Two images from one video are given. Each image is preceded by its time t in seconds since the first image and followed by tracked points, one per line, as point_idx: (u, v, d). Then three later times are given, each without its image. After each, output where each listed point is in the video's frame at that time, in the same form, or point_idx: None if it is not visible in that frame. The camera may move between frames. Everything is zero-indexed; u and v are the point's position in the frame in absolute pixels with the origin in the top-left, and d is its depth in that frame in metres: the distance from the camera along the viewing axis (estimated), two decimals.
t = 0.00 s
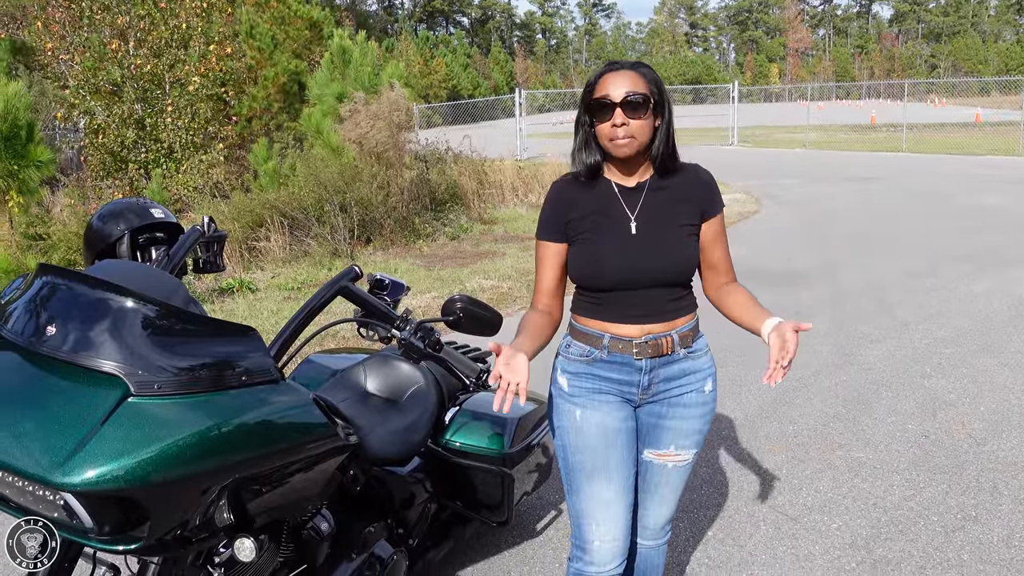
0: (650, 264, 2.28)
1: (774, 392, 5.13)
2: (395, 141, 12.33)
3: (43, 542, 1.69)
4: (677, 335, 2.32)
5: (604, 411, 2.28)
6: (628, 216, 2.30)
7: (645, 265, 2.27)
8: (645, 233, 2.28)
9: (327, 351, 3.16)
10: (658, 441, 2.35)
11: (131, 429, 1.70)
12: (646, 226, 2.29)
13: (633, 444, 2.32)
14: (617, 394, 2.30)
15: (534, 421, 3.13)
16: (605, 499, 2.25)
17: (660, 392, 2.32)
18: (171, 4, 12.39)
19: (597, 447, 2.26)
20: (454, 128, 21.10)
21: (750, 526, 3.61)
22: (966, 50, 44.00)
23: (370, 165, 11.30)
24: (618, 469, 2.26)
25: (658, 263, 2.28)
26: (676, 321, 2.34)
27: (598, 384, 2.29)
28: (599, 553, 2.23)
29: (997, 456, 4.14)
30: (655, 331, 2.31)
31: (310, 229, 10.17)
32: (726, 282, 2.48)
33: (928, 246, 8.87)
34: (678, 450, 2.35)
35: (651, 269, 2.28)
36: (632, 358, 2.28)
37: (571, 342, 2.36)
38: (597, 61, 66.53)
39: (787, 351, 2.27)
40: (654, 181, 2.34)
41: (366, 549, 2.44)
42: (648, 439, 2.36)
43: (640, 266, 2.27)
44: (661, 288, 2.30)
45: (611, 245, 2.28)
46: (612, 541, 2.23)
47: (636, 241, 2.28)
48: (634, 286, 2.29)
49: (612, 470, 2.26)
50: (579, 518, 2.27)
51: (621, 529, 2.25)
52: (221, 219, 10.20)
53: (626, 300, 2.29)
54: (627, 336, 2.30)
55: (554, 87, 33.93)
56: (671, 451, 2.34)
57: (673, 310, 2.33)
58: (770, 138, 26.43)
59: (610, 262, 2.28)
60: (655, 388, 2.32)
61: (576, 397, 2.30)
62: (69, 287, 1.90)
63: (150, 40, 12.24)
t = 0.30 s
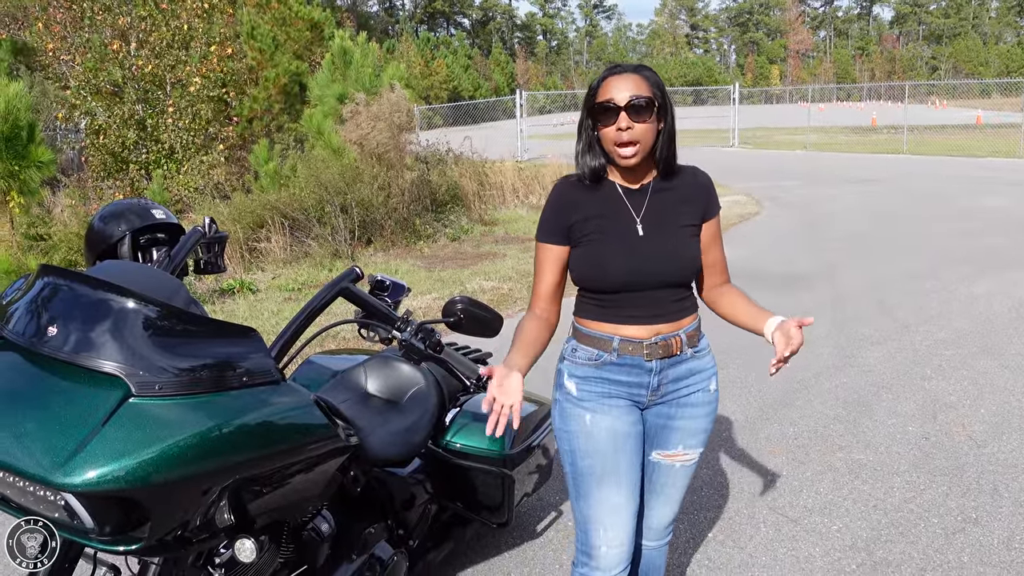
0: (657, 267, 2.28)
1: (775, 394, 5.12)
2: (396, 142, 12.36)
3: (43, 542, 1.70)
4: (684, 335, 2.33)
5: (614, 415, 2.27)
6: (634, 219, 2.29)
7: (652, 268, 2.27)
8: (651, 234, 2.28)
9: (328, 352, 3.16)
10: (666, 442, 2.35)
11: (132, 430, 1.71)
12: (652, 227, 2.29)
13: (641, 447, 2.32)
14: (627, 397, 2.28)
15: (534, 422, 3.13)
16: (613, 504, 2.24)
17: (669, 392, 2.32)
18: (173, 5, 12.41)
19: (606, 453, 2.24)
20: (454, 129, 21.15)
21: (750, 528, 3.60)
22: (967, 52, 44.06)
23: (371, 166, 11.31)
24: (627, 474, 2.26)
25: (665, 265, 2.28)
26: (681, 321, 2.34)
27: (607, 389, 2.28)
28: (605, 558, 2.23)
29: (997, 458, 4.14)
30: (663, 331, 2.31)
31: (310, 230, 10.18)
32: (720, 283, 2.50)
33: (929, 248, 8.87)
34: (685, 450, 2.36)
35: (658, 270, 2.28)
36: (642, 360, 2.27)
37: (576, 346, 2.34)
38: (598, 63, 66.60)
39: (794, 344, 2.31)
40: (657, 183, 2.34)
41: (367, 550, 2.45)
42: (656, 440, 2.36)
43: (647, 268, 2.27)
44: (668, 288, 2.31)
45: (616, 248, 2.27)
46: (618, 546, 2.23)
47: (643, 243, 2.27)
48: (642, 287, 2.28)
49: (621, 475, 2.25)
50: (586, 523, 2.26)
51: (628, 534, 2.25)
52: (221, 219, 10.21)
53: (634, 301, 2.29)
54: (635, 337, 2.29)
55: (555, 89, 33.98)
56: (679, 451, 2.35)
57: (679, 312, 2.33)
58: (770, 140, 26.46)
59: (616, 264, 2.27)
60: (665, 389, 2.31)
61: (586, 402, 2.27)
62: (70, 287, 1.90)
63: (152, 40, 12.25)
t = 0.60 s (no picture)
0: (660, 272, 2.27)
1: (775, 397, 5.12)
2: (396, 145, 12.39)
3: (44, 543, 1.67)
4: (686, 338, 2.36)
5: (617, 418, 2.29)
6: (636, 223, 2.28)
7: (654, 271, 2.26)
8: (653, 238, 2.28)
9: (329, 355, 3.15)
10: (668, 446, 2.37)
11: (134, 433, 1.71)
12: (655, 231, 2.28)
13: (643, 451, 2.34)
14: (629, 401, 2.32)
15: (534, 426, 3.13)
16: (617, 508, 2.25)
17: (671, 396, 2.35)
18: (173, 7, 12.40)
19: (609, 456, 2.25)
20: (454, 132, 21.16)
21: (750, 532, 3.61)
22: (967, 56, 44.12)
23: (371, 168, 11.32)
24: (629, 477, 2.27)
25: (667, 269, 2.28)
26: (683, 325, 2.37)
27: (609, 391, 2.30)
28: (610, 563, 2.23)
29: (997, 461, 4.14)
30: (665, 335, 2.33)
31: (310, 232, 10.19)
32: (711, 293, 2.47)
33: (929, 251, 8.88)
34: (688, 452, 2.38)
35: (659, 276, 2.28)
36: (645, 364, 2.30)
37: (579, 351, 2.35)
38: (598, 65, 66.66)
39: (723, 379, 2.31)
40: (658, 188, 2.35)
41: (366, 553, 2.45)
42: (658, 444, 2.38)
43: (650, 274, 2.27)
44: (670, 293, 2.31)
45: (619, 253, 2.25)
46: (623, 551, 2.23)
47: (645, 247, 2.26)
48: (645, 292, 2.28)
49: (624, 478, 2.26)
50: (590, 528, 2.27)
51: (632, 539, 2.25)
52: (221, 221, 10.22)
53: (637, 306, 2.29)
54: (637, 342, 2.30)
55: (555, 92, 34.00)
56: (682, 454, 2.37)
57: (679, 316, 2.35)
58: (770, 143, 26.48)
59: (619, 269, 2.25)
60: (666, 393, 2.35)
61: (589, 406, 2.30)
62: (72, 290, 1.90)
63: (152, 42, 12.25)
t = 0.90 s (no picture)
0: (653, 279, 2.26)
1: (773, 400, 5.13)
2: (394, 148, 12.41)
3: (44, 543, 1.68)
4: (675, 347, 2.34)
5: (603, 427, 2.27)
6: (630, 228, 2.26)
7: (648, 274, 2.24)
8: (647, 244, 2.26)
9: (326, 358, 3.14)
10: (657, 453, 2.35)
11: (130, 436, 1.70)
12: (649, 235, 2.27)
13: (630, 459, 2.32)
14: (616, 410, 2.29)
15: (533, 429, 3.13)
16: (601, 517, 2.23)
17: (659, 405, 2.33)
18: (171, 10, 12.39)
19: (594, 466, 2.24)
20: (453, 135, 21.17)
21: (748, 535, 3.60)
22: (964, 59, 44.27)
23: (370, 172, 11.32)
24: (615, 486, 2.25)
25: (661, 275, 2.27)
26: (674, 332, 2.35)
27: (597, 400, 2.27)
28: (592, 571, 2.22)
29: (995, 465, 4.15)
30: (654, 343, 2.30)
31: (308, 235, 10.19)
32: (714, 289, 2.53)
33: (926, 255, 8.89)
34: (676, 460, 2.36)
35: (653, 281, 2.26)
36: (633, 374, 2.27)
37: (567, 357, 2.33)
38: (595, 69, 66.74)
39: (712, 361, 2.27)
40: (650, 191, 2.34)
41: (363, 558, 2.45)
42: (647, 452, 2.36)
43: (643, 280, 2.25)
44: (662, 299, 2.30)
45: (614, 258, 2.23)
46: (606, 559, 2.22)
47: (639, 253, 2.24)
48: (639, 298, 2.26)
49: (609, 488, 2.24)
50: (573, 536, 2.25)
51: (616, 549, 2.24)
52: (219, 224, 10.20)
53: (630, 312, 2.27)
54: (626, 350, 2.28)
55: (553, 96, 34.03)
56: (670, 461, 2.35)
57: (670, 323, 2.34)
58: (768, 146, 26.50)
59: (613, 273, 2.23)
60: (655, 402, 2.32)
61: (574, 414, 2.28)
62: (68, 293, 1.90)
63: (150, 45, 12.25)
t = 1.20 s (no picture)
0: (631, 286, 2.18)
1: (769, 402, 5.13)
2: (390, 151, 12.43)
3: (44, 542, 1.62)
4: (656, 361, 2.24)
5: (581, 443, 2.18)
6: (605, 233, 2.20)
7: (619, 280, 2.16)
8: (623, 249, 2.19)
9: (322, 362, 3.13)
10: (637, 470, 2.27)
11: (126, 441, 1.69)
12: (625, 240, 2.20)
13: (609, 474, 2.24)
14: (595, 425, 2.20)
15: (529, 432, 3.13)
16: (579, 530, 2.20)
17: (637, 420, 2.23)
18: (167, 14, 12.40)
19: (572, 481, 2.18)
20: (448, 138, 21.21)
21: (746, 537, 3.60)
22: (958, 62, 44.43)
23: (366, 175, 11.32)
24: (594, 501, 2.20)
25: (640, 283, 2.19)
26: (654, 345, 2.25)
27: (573, 415, 2.18)
28: None
29: (992, 466, 4.15)
30: (634, 357, 2.20)
31: (304, 238, 10.19)
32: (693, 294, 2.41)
33: (921, 257, 8.92)
34: (657, 478, 2.28)
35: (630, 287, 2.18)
36: (610, 388, 2.18)
37: (541, 368, 2.22)
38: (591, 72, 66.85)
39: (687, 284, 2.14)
40: (625, 195, 2.27)
41: (360, 562, 2.44)
42: (626, 467, 2.27)
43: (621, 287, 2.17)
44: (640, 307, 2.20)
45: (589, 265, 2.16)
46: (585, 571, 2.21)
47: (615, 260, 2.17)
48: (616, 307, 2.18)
49: (587, 503, 2.19)
50: (553, 548, 2.23)
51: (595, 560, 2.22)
52: (215, 228, 10.20)
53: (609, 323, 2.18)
54: (605, 362, 2.18)
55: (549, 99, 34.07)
56: (652, 479, 2.27)
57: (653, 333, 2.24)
58: (763, 149, 26.57)
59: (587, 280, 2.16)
60: (632, 417, 2.22)
61: (551, 429, 2.19)
62: (63, 297, 1.89)
63: (146, 49, 12.25)
